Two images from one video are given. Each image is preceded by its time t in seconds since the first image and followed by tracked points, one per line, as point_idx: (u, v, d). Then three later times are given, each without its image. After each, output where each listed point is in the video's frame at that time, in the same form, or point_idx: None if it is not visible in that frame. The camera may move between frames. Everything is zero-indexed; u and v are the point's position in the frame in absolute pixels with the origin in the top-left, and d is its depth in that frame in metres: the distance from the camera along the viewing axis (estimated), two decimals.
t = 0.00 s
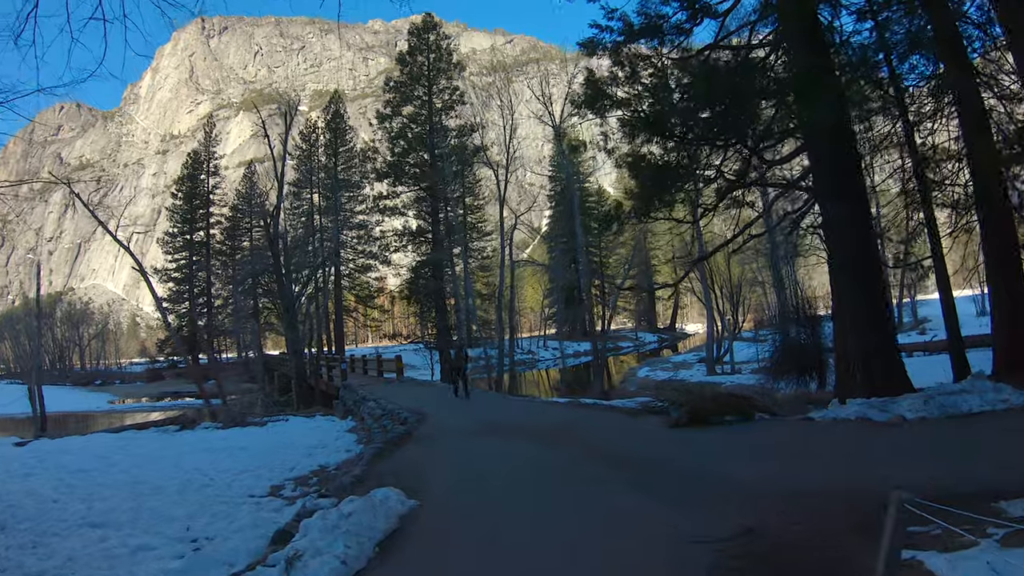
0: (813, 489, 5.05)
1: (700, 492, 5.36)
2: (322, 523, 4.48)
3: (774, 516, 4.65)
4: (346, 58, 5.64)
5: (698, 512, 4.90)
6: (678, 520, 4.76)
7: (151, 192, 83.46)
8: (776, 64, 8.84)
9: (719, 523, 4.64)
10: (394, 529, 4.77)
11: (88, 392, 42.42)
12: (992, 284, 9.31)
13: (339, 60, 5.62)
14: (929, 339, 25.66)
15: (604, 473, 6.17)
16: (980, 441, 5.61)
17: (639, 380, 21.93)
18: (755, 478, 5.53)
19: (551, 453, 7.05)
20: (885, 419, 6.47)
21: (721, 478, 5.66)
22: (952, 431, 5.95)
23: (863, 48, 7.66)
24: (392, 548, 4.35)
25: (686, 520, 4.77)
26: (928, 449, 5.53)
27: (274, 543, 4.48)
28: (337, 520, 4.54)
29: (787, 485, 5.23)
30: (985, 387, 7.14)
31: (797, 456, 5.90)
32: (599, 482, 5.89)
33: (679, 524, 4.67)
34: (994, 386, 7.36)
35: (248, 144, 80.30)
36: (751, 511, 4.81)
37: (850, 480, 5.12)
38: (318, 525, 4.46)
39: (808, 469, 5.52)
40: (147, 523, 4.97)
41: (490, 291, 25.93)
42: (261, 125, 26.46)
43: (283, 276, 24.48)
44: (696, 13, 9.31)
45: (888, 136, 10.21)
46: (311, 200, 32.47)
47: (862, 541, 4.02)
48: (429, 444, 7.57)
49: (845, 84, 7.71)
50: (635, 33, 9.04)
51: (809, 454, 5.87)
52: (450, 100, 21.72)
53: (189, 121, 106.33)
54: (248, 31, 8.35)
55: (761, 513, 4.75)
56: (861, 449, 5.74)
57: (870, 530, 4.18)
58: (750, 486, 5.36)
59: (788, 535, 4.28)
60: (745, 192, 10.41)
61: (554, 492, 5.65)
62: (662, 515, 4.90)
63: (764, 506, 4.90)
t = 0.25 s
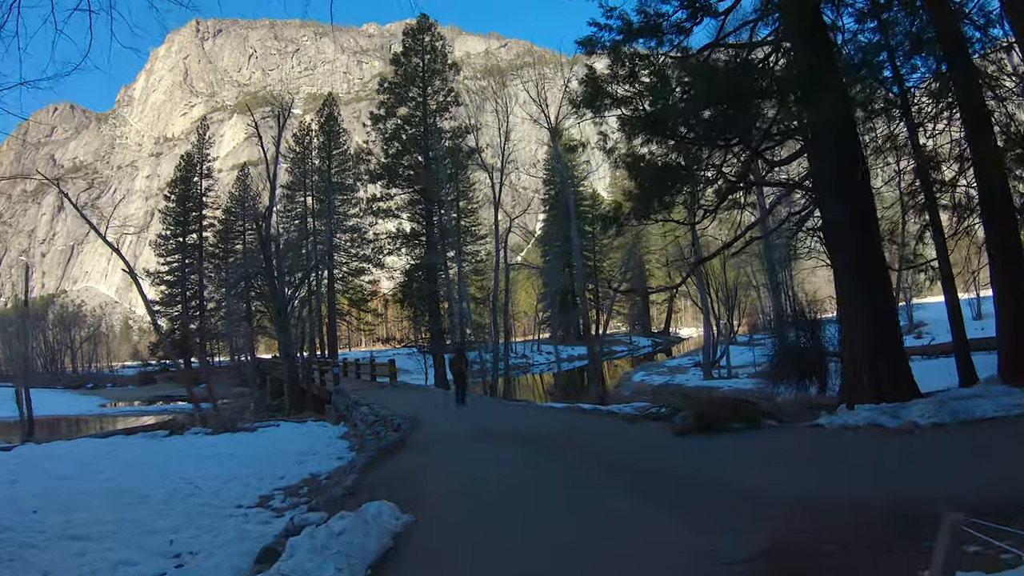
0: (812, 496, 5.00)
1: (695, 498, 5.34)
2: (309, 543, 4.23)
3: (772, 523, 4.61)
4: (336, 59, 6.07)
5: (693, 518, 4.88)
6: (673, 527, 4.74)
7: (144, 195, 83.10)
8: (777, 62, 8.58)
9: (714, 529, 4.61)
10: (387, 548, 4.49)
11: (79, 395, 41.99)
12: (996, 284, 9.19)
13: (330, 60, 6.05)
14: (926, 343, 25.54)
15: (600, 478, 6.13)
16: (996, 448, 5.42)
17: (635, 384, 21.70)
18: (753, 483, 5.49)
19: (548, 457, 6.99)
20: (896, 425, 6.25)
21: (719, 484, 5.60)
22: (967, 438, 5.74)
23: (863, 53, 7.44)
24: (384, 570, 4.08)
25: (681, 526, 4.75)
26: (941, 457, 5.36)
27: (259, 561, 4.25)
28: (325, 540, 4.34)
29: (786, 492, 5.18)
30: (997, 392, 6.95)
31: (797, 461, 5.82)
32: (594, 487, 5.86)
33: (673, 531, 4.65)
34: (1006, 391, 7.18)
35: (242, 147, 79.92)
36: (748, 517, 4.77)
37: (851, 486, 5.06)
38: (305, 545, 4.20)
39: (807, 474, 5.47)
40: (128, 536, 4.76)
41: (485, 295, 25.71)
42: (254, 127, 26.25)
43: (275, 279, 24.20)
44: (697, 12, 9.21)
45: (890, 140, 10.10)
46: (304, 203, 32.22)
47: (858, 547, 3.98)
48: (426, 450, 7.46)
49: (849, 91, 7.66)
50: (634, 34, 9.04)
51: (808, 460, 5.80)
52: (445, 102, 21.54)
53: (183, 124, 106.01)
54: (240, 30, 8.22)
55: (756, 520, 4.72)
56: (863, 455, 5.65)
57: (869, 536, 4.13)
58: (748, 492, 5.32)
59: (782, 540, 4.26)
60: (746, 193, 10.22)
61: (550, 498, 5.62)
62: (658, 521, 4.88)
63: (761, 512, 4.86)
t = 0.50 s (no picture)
0: (816, 496, 4.87)
1: (695, 498, 5.21)
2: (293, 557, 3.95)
3: (775, 523, 4.49)
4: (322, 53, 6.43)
5: (695, 519, 4.75)
6: (673, 528, 4.61)
7: (136, 195, 82.50)
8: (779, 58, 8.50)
9: (715, 530, 4.49)
10: (378, 560, 4.17)
11: (68, 396, 41.50)
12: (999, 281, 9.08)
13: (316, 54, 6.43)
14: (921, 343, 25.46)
15: (597, 478, 6.00)
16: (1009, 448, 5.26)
17: (630, 384, 21.54)
18: (755, 484, 5.36)
19: (544, 458, 6.83)
20: (906, 425, 6.08)
21: (720, 484, 5.47)
22: (980, 438, 5.57)
23: (864, 47, 7.48)
24: None
25: (682, 527, 4.62)
26: (953, 457, 5.20)
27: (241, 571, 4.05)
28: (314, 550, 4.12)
29: (789, 492, 5.04)
30: (1006, 390, 6.79)
31: (800, 462, 5.69)
32: (591, 488, 5.72)
33: (674, 532, 4.52)
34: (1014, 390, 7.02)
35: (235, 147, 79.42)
36: (750, 518, 4.64)
37: (855, 487, 4.94)
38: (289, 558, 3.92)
39: (811, 475, 5.34)
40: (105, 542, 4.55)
41: (478, 295, 25.49)
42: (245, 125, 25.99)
43: (265, 277, 23.93)
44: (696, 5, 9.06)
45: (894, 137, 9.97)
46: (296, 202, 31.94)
47: (867, 549, 3.85)
48: (420, 451, 7.28)
49: (850, 86, 7.58)
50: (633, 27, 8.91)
51: (811, 460, 5.67)
52: (438, 99, 21.34)
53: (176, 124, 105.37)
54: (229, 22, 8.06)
55: (760, 520, 4.59)
56: (867, 455, 5.52)
57: (877, 538, 4.00)
58: (750, 492, 5.19)
59: (786, 541, 4.14)
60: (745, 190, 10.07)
61: (546, 498, 5.49)
62: (658, 522, 4.75)
63: (764, 513, 4.73)
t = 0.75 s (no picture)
0: (825, 498, 4.71)
1: (699, 500, 5.05)
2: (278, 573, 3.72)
3: (783, 525, 4.33)
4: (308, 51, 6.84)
5: (699, 520, 4.59)
6: (677, 530, 4.45)
7: (132, 195, 82.11)
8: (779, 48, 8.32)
9: (721, 532, 4.33)
10: None
11: (63, 396, 41.20)
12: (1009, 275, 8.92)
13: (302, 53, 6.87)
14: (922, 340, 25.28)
15: (599, 479, 5.83)
16: None
17: (629, 382, 21.36)
18: (760, 484, 5.20)
19: (544, 459, 6.67)
20: (922, 423, 5.89)
21: (726, 484, 5.32)
22: (996, 436, 5.39)
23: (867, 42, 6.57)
24: None
25: (686, 529, 4.46)
26: (968, 457, 5.02)
27: None
28: (301, 561, 3.97)
29: (797, 493, 4.88)
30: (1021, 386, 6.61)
31: (809, 461, 5.52)
32: (592, 489, 5.56)
33: (678, 535, 4.36)
34: None
35: (231, 145, 79.02)
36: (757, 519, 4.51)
37: (866, 488, 4.76)
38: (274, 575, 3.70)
39: (819, 475, 5.17)
40: (88, 549, 4.35)
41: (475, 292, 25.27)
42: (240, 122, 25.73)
43: (260, 275, 23.68)
44: None
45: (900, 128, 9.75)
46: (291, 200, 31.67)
47: (881, 553, 3.68)
48: (418, 452, 7.09)
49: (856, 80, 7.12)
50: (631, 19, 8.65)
51: (819, 460, 5.50)
52: (434, 94, 21.10)
53: (172, 123, 104.95)
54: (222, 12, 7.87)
55: (767, 522, 4.43)
56: (878, 456, 5.35)
57: (890, 541, 3.83)
58: (756, 493, 5.03)
59: (795, 545, 3.98)
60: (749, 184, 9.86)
61: (545, 500, 5.33)
62: (661, 523, 4.59)
63: (771, 515, 4.57)
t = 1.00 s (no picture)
0: (840, 497, 4.55)
1: (708, 498, 4.89)
2: None
3: (798, 525, 4.17)
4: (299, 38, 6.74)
5: (709, 519, 4.43)
6: (686, 530, 4.29)
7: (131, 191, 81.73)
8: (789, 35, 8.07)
9: (732, 532, 4.18)
10: None
11: (61, 393, 40.99)
12: None
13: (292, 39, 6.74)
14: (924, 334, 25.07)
15: (604, 477, 5.67)
16: None
17: (631, 377, 21.15)
18: (772, 483, 5.04)
19: (547, 456, 6.51)
20: (942, 422, 5.70)
21: (735, 483, 5.16)
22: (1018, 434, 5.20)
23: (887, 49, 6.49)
24: None
25: (695, 528, 4.31)
26: (991, 457, 4.83)
27: None
28: (296, 568, 3.80)
29: (809, 492, 4.73)
30: None
31: (822, 461, 5.35)
32: (596, 487, 5.40)
33: (688, 535, 4.20)
34: None
35: (230, 141, 78.65)
36: (766, 516, 4.38)
37: (882, 488, 4.60)
38: None
39: (833, 475, 5.01)
40: (75, 553, 4.17)
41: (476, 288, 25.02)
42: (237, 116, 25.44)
43: (258, 270, 23.42)
44: None
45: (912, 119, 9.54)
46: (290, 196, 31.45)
47: (903, 555, 3.52)
48: (419, 451, 6.91)
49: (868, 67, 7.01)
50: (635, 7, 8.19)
51: (832, 459, 5.34)
52: (434, 87, 20.86)
53: (170, 120, 104.71)
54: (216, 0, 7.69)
55: (780, 521, 4.28)
56: (894, 454, 5.19)
57: (911, 543, 3.67)
58: (768, 492, 4.86)
59: (810, 544, 3.82)
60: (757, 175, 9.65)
61: (548, 499, 5.17)
62: (669, 522, 4.44)
63: (784, 514, 4.41)
